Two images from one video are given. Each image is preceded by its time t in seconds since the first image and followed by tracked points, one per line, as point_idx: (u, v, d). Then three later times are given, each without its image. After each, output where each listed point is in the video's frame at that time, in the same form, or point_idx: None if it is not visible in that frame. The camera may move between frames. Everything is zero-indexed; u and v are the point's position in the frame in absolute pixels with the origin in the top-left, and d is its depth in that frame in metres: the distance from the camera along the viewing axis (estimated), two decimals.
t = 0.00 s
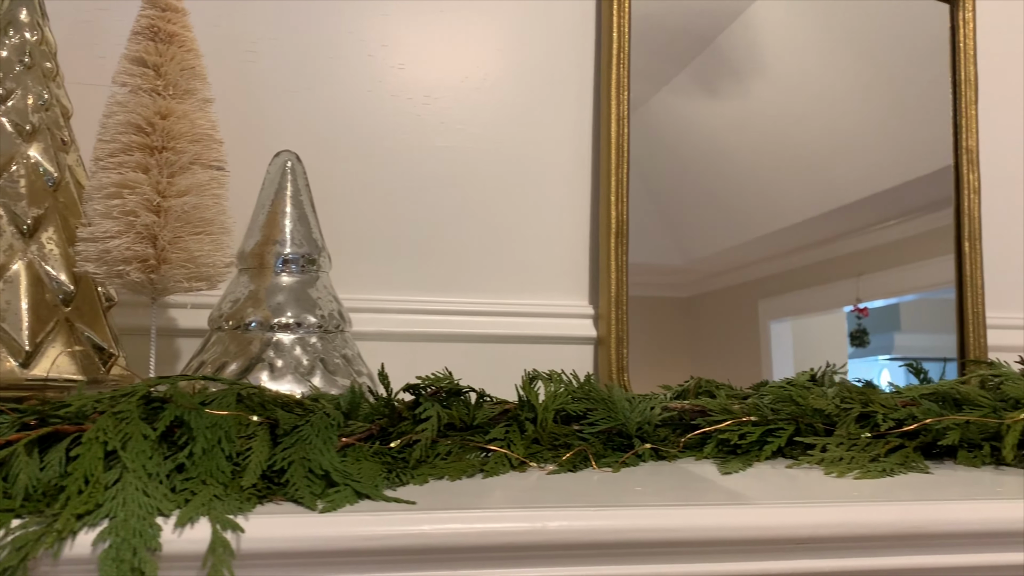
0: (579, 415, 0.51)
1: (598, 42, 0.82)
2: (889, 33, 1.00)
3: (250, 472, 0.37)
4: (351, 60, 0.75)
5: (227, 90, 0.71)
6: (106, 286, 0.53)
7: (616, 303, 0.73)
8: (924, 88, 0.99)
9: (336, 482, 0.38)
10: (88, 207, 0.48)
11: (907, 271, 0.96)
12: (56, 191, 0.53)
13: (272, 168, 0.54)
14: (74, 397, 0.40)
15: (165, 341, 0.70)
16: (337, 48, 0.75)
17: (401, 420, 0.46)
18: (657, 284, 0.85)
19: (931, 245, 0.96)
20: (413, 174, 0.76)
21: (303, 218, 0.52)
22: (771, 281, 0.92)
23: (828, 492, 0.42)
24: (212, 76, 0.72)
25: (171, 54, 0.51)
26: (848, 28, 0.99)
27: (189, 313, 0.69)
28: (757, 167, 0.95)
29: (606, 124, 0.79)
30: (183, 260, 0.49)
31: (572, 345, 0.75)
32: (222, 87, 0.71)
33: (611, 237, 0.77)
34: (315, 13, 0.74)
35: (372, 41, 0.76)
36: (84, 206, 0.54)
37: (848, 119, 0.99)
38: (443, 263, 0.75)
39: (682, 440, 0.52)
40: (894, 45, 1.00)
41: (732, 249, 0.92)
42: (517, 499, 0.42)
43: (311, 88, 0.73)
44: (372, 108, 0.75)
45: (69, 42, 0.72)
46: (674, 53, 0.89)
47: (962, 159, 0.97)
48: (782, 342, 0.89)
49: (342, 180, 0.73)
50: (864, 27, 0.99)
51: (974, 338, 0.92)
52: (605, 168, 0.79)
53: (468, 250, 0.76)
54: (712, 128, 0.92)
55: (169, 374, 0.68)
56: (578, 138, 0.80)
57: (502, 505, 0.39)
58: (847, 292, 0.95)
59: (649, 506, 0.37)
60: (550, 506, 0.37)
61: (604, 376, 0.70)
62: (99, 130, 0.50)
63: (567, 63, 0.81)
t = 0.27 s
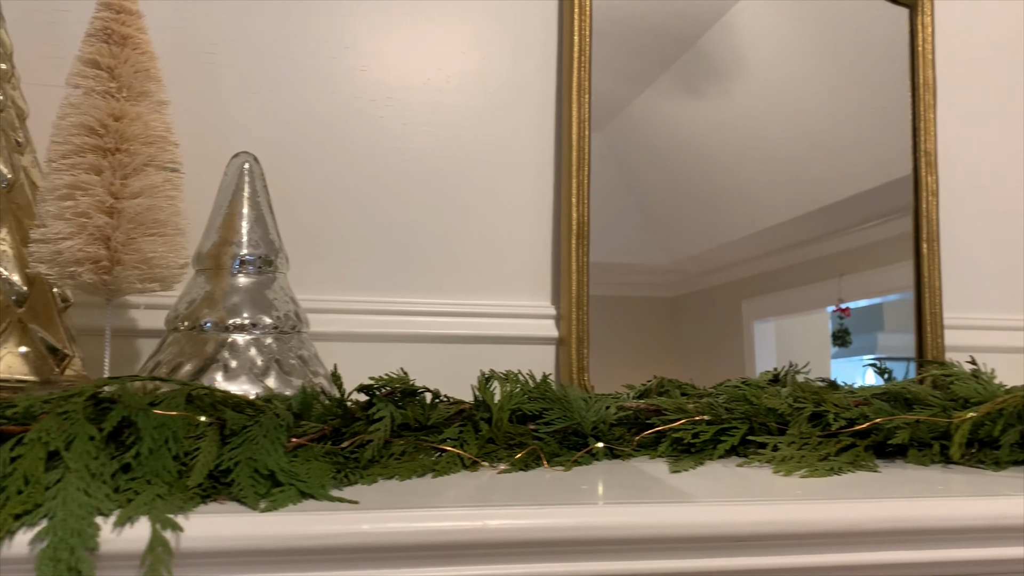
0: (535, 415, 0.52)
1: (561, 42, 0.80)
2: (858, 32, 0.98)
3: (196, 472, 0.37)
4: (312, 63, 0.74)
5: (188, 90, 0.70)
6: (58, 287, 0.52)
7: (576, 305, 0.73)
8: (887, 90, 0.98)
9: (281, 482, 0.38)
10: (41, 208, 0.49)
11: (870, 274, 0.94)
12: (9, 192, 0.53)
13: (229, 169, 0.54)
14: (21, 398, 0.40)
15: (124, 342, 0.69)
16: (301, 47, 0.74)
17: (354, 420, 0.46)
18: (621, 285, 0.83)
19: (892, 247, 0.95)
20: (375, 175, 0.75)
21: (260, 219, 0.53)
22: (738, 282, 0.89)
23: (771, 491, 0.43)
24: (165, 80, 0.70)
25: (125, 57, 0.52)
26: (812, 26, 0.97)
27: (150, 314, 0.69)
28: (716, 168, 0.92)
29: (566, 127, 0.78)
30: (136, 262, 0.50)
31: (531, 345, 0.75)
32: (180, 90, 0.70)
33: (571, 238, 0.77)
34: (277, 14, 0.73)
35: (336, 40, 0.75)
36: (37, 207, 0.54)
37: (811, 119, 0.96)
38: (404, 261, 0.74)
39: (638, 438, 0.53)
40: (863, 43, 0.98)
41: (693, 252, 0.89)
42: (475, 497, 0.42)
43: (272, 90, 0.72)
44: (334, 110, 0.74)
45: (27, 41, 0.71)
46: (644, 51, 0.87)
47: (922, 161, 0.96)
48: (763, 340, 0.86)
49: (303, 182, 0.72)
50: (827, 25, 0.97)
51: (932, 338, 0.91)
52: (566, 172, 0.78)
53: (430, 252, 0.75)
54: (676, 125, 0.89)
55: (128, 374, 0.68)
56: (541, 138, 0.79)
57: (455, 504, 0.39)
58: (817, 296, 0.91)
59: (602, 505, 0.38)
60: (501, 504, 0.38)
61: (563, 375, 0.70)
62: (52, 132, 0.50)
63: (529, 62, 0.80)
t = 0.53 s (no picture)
0: (487, 413, 0.52)
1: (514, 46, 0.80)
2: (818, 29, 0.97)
3: (136, 470, 0.37)
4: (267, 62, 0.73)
5: (141, 90, 0.70)
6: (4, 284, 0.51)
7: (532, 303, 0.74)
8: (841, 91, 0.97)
9: (222, 481, 0.38)
10: None
11: (821, 278, 0.93)
12: None
13: (180, 168, 0.54)
14: None
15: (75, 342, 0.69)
16: (256, 45, 0.73)
17: (302, 420, 0.46)
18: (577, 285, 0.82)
19: (844, 249, 0.94)
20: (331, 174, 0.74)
21: (211, 218, 0.53)
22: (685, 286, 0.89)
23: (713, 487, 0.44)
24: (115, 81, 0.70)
25: (71, 56, 0.54)
26: (769, 24, 0.96)
27: (102, 313, 0.69)
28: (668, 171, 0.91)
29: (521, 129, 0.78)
30: (82, 260, 0.53)
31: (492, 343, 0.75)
32: (133, 89, 0.70)
33: (526, 239, 0.77)
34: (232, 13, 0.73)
35: (292, 39, 0.74)
36: None
37: (765, 124, 0.96)
38: (360, 262, 0.74)
39: (589, 436, 0.53)
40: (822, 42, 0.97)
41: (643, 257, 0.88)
42: (426, 494, 0.42)
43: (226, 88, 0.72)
44: (290, 110, 0.74)
45: None
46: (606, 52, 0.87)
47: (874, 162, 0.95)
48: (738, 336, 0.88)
49: (258, 181, 0.72)
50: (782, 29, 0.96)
51: (884, 336, 0.90)
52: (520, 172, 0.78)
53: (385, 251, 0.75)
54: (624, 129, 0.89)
55: (79, 374, 0.68)
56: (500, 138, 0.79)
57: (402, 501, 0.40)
58: (769, 300, 0.91)
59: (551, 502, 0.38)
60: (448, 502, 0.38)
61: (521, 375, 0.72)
62: None
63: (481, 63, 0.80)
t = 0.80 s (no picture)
0: (439, 415, 0.52)
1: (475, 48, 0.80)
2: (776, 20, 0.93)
3: (77, 472, 0.37)
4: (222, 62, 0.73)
5: (93, 90, 0.70)
6: None
7: (486, 305, 0.74)
8: (794, 90, 0.93)
9: (164, 483, 0.38)
10: None
11: (773, 282, 0.89)
12: None
13: (131, 170, 0.54)
14: None
15: (25, 343, 0.69)
16: (210, 45, 0.73)
17: (250, 422, 0.46)
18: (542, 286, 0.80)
19: (795, 253, 0.90)
20: (287, 175, 0.74)
21: (162, 220, 0.52)
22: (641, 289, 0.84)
23: (657, 487, 0.44)
24: (65, 84, 0.70)
25: (17, 56, 0.54)
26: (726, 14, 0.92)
27: (51, 314, 0.69)
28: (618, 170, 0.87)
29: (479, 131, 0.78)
30: (28, 263, 0.53)
31: (448, 345, 0.75)
32: (86, 90, 0.69)
33: (482, 241, 0.76)
34: (186, 12, 0.73)
35: (247, 39, 0.74)
36: None
37: (717, 123, 0.91)
38: (314, 263, 0.74)
39: (540, 436, 0.53)
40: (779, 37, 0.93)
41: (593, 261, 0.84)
42: (375, 494, 0.43)
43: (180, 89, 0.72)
44: (247, 111, 0.73)
45: None
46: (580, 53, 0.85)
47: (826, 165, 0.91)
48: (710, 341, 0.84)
49: (212, 182, 0.72)
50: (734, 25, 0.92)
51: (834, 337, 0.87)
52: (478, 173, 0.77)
53: (342, 251, 0.75)
54: (583, 123, 0.85)
55: (28, 375, 0.67)
56: (458, 142, 0.79)
57: (352, 502, 0.40)
58: (721, 304, 0.87)
59: (500, 502, 0.38)
60: (396, 503, 0.38)
61: (479, 379, 0.73)
62: None
63: (438, 66, 0.79)
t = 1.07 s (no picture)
0: (392, 416, 0.52)
1: (435, 47, 0.79)
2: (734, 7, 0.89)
3: (14, 475, 0.36)
4: (176, 60, 0.72)
5: (43, 89, 0.69)
6: None
7: (444, 305, 0.74)
8: (753, 89, 0.89)
9: (105, 485, 0.37)
10: None
11: (727, 288, 0.85)
12: None
13: (79, 168, 0.53)
14: None
15: None
16: (164, 43, 0.72)
17: (199, 424, 0.46)
18: (511, 285, 0.78)
19: (750, 257, 0.86)
20: (242, 175, 0.73)
21: (110, 220, 0.52)
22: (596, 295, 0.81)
23: (606, 486, 0.44)
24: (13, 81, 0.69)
25: None
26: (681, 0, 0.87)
27: None
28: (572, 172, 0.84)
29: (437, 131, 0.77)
30: None
31: (406, 346, 0.75)
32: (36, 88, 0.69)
33: (439, 242, 0.75)
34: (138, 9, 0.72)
35: (202, 38, 0.73)
36: None
37: (671, 125, 0.88)
38: (269, 263, 0.73)
39: (494, 437, 0.53)
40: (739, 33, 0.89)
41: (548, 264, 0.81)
42: (323, 495, 0.42)
43: (133, 88, 0.71)
44: (202, 109, 0.73)
45: None
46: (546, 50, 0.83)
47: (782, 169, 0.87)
48: (682, 344, 0.81)
49: (164, 181, 0.71)
50: (689, 23, 0.87)
51: (790, 336, 0.83)
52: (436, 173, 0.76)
53: (299, 251, 0.74)
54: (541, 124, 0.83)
55: None
56: (418, 143, 0.78)
57: (300, 504, 0.39)
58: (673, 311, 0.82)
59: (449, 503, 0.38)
60: (345, 504, 0.38)
61: (435, 382, 0.72)
62: None
63: (399, 65, 0.79)
